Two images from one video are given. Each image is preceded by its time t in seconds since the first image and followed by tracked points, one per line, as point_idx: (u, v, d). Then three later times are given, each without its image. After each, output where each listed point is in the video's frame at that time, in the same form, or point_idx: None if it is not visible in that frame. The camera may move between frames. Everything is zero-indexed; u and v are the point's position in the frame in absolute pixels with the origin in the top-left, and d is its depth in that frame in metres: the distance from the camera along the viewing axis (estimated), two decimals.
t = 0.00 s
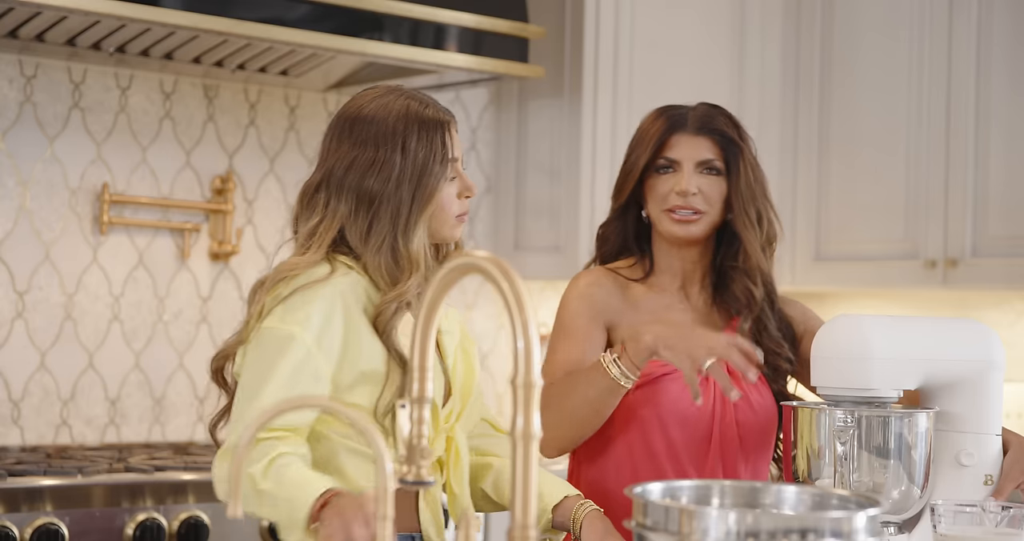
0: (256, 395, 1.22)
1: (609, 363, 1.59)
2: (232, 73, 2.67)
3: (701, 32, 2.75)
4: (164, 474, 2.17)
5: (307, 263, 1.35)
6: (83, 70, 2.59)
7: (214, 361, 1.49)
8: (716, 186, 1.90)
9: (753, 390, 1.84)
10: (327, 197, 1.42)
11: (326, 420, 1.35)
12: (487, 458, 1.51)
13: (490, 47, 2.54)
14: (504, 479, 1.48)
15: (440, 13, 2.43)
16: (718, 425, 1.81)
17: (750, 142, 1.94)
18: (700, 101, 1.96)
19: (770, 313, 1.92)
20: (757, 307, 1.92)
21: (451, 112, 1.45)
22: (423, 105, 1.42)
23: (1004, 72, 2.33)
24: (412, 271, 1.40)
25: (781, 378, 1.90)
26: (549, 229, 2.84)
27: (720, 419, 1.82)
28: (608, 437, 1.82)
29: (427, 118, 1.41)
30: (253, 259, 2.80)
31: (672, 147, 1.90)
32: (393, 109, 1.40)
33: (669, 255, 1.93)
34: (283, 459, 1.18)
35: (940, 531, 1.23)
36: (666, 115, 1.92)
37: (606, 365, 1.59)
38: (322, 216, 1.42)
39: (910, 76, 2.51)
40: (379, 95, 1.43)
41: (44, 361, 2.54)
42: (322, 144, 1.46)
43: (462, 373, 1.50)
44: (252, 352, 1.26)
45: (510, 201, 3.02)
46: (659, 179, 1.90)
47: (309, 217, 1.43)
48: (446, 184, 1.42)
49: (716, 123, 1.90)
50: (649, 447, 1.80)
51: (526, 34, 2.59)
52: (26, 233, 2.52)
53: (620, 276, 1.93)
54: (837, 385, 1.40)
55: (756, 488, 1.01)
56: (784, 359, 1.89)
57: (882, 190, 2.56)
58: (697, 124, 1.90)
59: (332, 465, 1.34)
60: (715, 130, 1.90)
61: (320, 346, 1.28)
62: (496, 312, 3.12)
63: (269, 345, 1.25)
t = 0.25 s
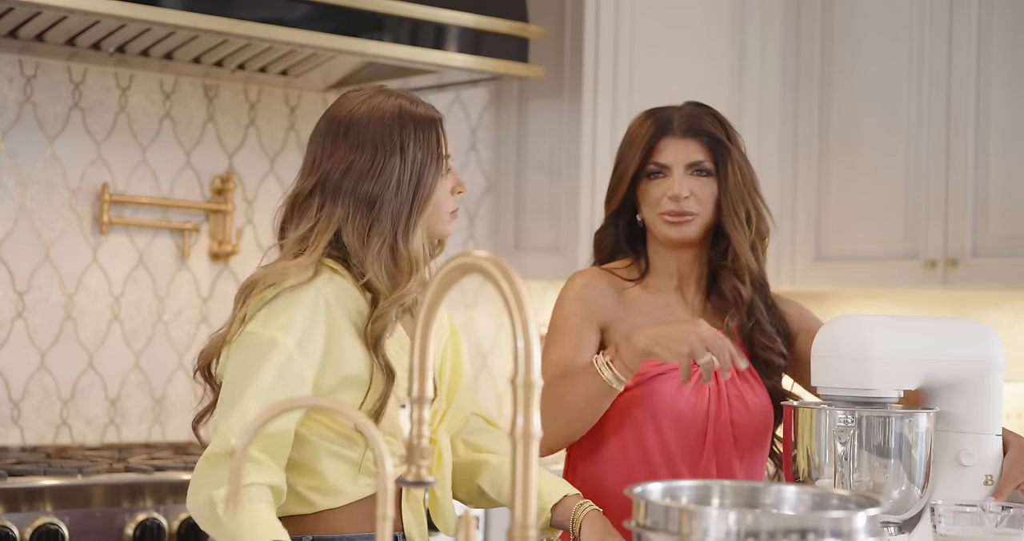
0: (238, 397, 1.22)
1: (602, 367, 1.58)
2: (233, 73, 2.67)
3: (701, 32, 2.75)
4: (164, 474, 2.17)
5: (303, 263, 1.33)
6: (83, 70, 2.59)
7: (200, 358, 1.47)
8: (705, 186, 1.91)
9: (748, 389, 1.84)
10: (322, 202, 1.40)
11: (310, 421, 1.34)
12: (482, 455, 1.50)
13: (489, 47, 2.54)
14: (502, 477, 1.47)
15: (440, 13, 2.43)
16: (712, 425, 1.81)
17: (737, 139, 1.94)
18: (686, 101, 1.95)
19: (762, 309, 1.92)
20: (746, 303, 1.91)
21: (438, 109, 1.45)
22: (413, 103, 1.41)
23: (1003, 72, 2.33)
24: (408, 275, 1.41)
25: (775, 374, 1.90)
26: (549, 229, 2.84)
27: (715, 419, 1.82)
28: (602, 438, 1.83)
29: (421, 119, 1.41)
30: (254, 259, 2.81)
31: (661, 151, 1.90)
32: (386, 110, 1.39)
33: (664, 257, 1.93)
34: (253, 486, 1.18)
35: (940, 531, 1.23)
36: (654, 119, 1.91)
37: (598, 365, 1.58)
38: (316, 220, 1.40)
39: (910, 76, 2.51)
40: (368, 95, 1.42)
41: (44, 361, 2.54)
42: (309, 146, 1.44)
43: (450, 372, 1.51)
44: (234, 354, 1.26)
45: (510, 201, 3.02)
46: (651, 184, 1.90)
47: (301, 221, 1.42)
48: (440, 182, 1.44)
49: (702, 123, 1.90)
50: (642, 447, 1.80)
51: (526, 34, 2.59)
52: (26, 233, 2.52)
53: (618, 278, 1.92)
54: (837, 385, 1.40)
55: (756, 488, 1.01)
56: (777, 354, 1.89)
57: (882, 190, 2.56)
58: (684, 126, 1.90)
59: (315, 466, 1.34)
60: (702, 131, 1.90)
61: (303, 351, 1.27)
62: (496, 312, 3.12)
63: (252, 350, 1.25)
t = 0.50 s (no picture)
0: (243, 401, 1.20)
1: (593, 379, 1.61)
2: (233, 73, 2.67)
3: (701, 31, 2.75)
4: (164, 474, 2.17)
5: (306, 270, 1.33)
6: (83, 70, 2.59)
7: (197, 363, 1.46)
8: (706, 184, 1.90)
9: (746, 391, 1.84)
10: (321, 204, 1.40)
11: (309, 424, 1.34)
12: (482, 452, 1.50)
13: (490, 47, 2.54)
14: (502, 471, 1.46)
15: (440, 13, 2.43)
16: (710, 426, 1.81)
17: (737, 138, 1.94)
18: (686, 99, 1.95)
19: (761, 308, 1.91)
20: (746, 302, 1.91)
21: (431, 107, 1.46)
22: (408, 101, 1.42)
23: (1003, 72, 2.33)
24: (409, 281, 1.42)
25: (775, 374, 1.89)
26: (549, 229, 2.84)
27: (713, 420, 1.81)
28: (600, 437, 1.83)
29: (417, 118, 1.41)
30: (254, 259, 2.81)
31: (661, 150, 1.90)
32: (382, 110, 1.39)
33: (665, 257, 1.93)
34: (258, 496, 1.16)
35: (940, 531, 1.23)
36: (654, 117, 1.91)
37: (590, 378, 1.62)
38: (315, 223, 1.39)
39: (910, 75, 2.51)
40: (362, 94, 1.42)
41: (44, 361, 2.54)
42: (303, 148, 1.43)
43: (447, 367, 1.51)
44: (235, 359, 1.25)
45: (510, 201, 3.02)
46: (651, 182, 1.90)
47: (298, 224, 1.40)
48: (438, 181, 1.44)
49: (701, 122, 1.90)
50: (640, 448, 1.80)
51: (526, 34, 2.59)
52: (26, 233, 2.52)
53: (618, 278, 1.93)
54: (837, 385, 1.40)
55: (756, 488, 1.01)
56: (776, 354, 1.89)
57: (882, 190, 2.56)
58: (684, 125, 1.90)
59: (316, 468, 1.33)
60: (703, 129, 1.90)
61: (304, 354, 1.27)
62: (496, 312, 3.12)
63: (254, 353, 1.24)
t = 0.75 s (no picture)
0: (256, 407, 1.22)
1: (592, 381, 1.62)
2: (233, 73, 2.67)
3: (701, 31, 2.75)
4: (164, 474, 2.17)
5: (315, 270, 1.33)
6: (83, 70, 2.59)
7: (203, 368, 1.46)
8: (705, 187, 1.90)
9: (746, 391, 1.84)
10: (325, 203, 1.39)
11: (325, 427, 1.34)
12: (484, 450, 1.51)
13: (490, 47, 2.54)
14: (503, 471, 1.47)
15: (440, 13, 2.43)
16: (711, 427, 1.81)
17: (738, 140, 1.93)
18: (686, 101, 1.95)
19: (762, 309, 1.91)
20: (746, 304, 1.91)
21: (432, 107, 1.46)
22: (409, 101, 1.42)
23: (1004, 72, 2.33)
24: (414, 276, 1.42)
25: (776, 374, 1.89)
26: (549, 229, 2.84)
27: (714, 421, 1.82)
28: (600, 437, 1.83)
29: (419, 117, 1.41)
30: (253, 259, 2.81)
31: (660, 152, 1.90)
32: (385, 109, 1.39)
33: (664, 259, 1.93)
34: (275, 514, 1.17)
35: (940, 531, 1.23)
36: (654, 119, 1.91)
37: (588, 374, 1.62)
38: (319, 223, 1.39)
39: (910, 75, 2.51)
40: (364, 94, 1.41)
41: (44, 361, 2.54)
42: (304, 148, 1.42)
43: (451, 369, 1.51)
44: (250, 362, 1.25)
45: (510, 201, 3.02)
46: (650, 185, 1.90)
47: (301, 224, 1.40)
48: (441, 180, 1.45)
49: (701, 124, 1.90)
50: (640, 448, 1.80)
51: (526, 34, 2.59)
52: (26, 233, 2.52)
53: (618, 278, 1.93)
54: (838, 385, 1.40)
55: (756, 488, 1.01)
56: (776, 356, 1.89)
57: (882, 190, 2.56)
58: (684, 127, 1.90)
59: (329, 471, 1.33)
60: (702, 132, 1.90)
61: (318, 355, 1.27)
62: (496, 312, 3.12)
63: (267, 355, 1.24)
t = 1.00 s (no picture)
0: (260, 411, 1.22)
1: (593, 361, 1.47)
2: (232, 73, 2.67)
3: (701, 31, 2.75)
4: (164, 474, 2.17)
5: (322, 271, 1.33)
6: (83, 70, 2.59)
7: (207, 370, 1.45)
8: (704, 190, 1.90)
9: (748, 391, 1.84)
10: (334, 205, 1.39)
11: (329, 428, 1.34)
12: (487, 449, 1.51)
13: (490, 47, 2.54)
14: (505, 471, 1.48)
15: (440, 13, 2.43)
16: (712, 426, 1.80)
17: (738, 142, 1.93)
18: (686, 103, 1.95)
19: (762, 310, 1.91)
20: (744, 306, 1.91)
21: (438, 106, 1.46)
22: (417, 100, 1.42)
23: (1003, 71, 2.33)
24: (428, 278, 1.41)
25: (777, 375, 1.89)
26: (548, 229, 2.84)
27: (715, 420, 1.81)
28: (602, 434, 1.84)
29: (429, 117, 1.41)
30: (253, 259, 2.81)
31: (660, 155, 1.90)
32: (394, 110, 1.39)
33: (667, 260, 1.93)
34: (281, 522, 1.17)
35: (940, 531, 1.23)
36: (654, 122, 1.91)
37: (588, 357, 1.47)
38: (329, 224, 1.39)
39: (910, 75, 2.51)
40: (371, 94, 1.41)
41: (44, 361, 2.54)
42: (311, 149, 1.42)
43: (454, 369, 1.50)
44: (253, 364, 1.26)
45: (510, 201, 3.02)
46: (650, 188, 1.90)
47: (310, 225, 1.39)
48: (450, 181, 1.45)
49: (700, 127, 1.90)
50: (641, 446, 1.81)
51: (526, 34, 2.59)
52: (26, 233, 2.52)
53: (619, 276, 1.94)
54: (838, 385, 1.40)
55: (756, 488, 1.01)
56: (776, 357, 1.88)
57: (882, 190, 2.56)
58: (683, 130, 1.90)
59: (335, 472, 1.34)
60: (702, 134, 1.90)
61: (321, 358, 1.28)
62: (496, 312, 3.12)
63: (269, 358, 1.25)
